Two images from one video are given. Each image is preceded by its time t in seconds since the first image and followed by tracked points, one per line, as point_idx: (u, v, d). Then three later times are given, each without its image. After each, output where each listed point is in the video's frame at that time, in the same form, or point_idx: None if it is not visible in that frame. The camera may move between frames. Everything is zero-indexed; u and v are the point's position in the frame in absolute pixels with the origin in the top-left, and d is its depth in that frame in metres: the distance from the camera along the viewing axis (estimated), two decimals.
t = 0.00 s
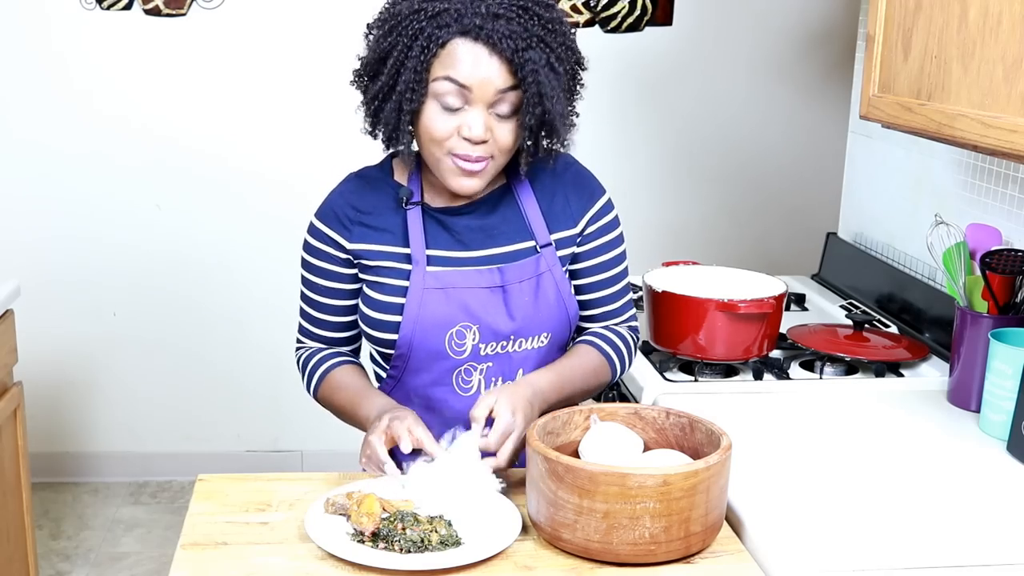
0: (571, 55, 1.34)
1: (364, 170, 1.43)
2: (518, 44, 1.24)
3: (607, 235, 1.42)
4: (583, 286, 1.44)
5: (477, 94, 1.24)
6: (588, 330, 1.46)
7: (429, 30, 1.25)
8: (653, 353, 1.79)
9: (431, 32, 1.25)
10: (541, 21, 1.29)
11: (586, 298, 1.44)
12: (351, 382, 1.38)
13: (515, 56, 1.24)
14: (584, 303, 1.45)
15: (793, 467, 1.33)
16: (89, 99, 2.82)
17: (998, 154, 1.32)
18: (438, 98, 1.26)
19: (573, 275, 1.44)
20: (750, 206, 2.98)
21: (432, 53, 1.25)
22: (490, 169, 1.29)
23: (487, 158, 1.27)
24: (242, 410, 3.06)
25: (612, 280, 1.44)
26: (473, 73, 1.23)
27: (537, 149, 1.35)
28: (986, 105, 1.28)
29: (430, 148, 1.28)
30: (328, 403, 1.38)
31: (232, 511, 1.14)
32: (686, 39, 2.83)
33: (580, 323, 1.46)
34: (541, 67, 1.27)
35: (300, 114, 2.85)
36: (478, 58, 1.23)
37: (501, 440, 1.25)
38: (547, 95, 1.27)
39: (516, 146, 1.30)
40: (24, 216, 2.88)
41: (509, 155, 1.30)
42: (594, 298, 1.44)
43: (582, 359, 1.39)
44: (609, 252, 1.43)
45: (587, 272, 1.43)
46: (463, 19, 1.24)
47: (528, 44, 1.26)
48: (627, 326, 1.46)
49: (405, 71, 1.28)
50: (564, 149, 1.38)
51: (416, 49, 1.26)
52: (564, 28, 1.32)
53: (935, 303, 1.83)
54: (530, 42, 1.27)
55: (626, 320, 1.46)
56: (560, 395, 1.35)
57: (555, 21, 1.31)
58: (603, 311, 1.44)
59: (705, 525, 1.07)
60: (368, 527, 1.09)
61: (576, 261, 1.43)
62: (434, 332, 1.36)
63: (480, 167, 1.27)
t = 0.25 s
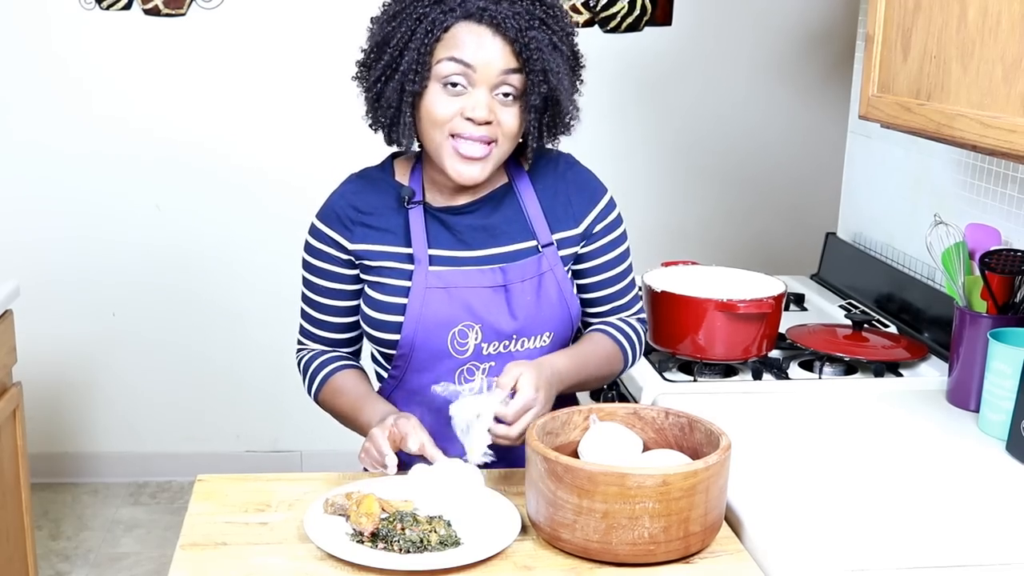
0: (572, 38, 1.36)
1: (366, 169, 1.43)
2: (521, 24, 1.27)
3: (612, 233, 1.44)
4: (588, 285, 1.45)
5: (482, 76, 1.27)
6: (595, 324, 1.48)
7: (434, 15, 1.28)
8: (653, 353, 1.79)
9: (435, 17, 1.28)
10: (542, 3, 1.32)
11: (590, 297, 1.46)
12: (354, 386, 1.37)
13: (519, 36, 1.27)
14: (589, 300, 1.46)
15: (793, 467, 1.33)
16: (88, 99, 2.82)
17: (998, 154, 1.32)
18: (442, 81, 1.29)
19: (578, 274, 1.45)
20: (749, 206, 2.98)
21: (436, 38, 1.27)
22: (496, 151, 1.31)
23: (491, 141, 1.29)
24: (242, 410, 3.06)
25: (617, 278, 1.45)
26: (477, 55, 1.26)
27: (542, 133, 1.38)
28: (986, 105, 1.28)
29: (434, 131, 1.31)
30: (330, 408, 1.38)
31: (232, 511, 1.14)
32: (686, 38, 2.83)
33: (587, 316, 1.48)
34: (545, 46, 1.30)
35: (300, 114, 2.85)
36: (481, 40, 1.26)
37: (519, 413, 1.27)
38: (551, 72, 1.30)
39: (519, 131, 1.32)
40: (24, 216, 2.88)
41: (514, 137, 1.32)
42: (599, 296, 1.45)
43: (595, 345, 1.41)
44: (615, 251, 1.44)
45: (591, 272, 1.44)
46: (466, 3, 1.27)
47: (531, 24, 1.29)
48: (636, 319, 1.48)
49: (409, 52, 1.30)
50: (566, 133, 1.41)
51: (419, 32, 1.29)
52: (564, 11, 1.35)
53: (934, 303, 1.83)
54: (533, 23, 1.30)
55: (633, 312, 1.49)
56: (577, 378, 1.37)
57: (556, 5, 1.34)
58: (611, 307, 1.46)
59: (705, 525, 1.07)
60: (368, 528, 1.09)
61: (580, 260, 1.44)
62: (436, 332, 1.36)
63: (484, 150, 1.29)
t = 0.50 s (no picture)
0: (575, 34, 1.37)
1: (369, 169, 1.43)
2: (524, 19, 1.27)
3: (615, 232, 1.44)
4: (592, 284, 1.45)
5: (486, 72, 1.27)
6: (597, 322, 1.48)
7: (437, 12, 1.28)
8: (653, 353, 1.78)
9: (439, 15, 1.28)
10: None
11: (594, 294, 1.46)
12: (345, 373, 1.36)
13: (523, 32, 1.27)
14: (591, 297, 1.46)
15: (793, 467, 1.33)
16: (88, 99, 2.82)
17: (998, 154, 1.32)
18: (446, 78, 1.29)
19: (582, 273, 1.45)
20: (749, 205, 2.98)
21: (439, 35, 1.28)
22: (501, 146, 1.31)
23: (495, 137, 1.30)
24: (242, 411, 3.06)
25: (618, 277, 1.45)
26: (481, 51, 1.27)
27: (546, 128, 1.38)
28: (985, 104, 1.28)
29: (438, 128, 1.31)
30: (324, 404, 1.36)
31: (232, 512, 1.14)
32: (686, 38, 2.83)
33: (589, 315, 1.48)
34: (548, 41, 1.30)
35: (299, 114, 2.85)
36: (484, 37, 1.27)
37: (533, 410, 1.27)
38: (554, 66, 1.30)
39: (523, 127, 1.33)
40: (24, 216, 2.88)
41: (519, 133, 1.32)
42: (602, 295, 1.46)
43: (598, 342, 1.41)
44: (618, 249, 1.44)
45: (593, 270, 1.44)
46: None
47: (534, 19, 1.29)
48: (638, 317, 1.49)
49: (413, 49, 1.30)
50: (571, 127, 1.40)
51: (423, 29, 1.29)
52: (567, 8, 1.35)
53: (934, 302, 1.83)
54: (536, 18, 1.30)
55: (635, 310, 1.49)
56: (590, 375, 1.37)
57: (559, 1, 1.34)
58: (613, 306, 1.46)
59: (705, 525, 1.07)
60: (368, 528, 1.09)
61: (584, 259, 1.44)
62: (442, 328, 1.36)
63: (488, 146, 1.30)
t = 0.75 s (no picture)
0: (573, 34, 1.36)
1: (372, 166, 1.43)
2: (520, 18, 1.27)
3: (615, 233, 1.44)
4: (593, 284, 1.45)
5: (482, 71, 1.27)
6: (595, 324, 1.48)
7: (435, 12, 1.28)
8: (653, 353, 1.78)
9: (437, 14, 1.28)
10: None
11: (595, 294, 1.46)
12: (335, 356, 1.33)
13: (519, 31, 1.27)
14: (591, 297, 1.46)
15: (793, 467, 1.33)
16: (88, 99, 2.81)
17: (997, 153, 1.32)
18: (444, 76, 1.29)
19: (582, 274, 1.45)
20: (749, 205, 2.98)
21: (437, 35, 1.28)
22: (498, 145, 1.31)
23: (493, 135, 1.30)
24: (242, 410, 3.06)
25: (618, 277, 1.46)
26: (478, 51, 1.27)
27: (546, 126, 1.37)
28: (985, 104, 1.28)
29: (437, 126, 1.31)
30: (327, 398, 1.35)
31: (232, 511, 1.14)
32: (685, 38, 2.83)
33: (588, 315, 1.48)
34: (545, 40, 1.29)
35: (299, 114, 2.85)
36: (483, 36, 1.27)
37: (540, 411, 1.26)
38: (552, 65, 1.29)
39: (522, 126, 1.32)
40: (24, 216, 2.88)
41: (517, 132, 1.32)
42: (602, 295, 1.46)
43: (598, 344, 1.42)
44: (618, 251, 1.45)
45: (594, 271, 1.44)
46: None
47: (530, 18, 1.29)
48: (635, 317, 1.49)
49: (411, 49, 1.30)
50: (569, 127, 1.40)
51: (421, 29, 1.29)
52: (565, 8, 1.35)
53: (934, 302, 1.83)
54: (533, 17, 1.30)
55: (632, 311, 1.49)
56: (592, 377, 1.38)
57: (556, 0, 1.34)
58: (613, 306, 1.47)
59: (705, 525, 1.07)
60: (368, 527, 1.08)
61: (584, 260, 1.44)
62: (442, 323, 1.35)
63: (486, 143, 1.29)
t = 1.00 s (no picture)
0: (574, 43, 1.36)
1: (372, 167, 1.43)
2: (519, 27, 1.27)
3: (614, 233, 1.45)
4: (593, 285, 1.45)
5: (480, 77, 1.27)
6: (593, 325, 1.48)
7: (435, 15, 1.29)
8: (653, 353, 1.78)
9: (437, 18, 1.29)
10: (543, 7, 1.32)
11: (594, 295, 1.46)
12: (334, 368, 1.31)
13: (517, 39, 1.27)
14: (590, 298, 1.46)
15: (793, 467, 1.33)
16: (88, 99, 2.81)
17: (997, 154, 1.32)
18: (441, 81, 1.28)
19: (581, 275, 1.45)
20: (749, 205, 2.98)
21: (437, 38, 1.28)
22: (494, 152, 1.30)
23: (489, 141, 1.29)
24: (242, 410, 3.06)
25: (617, 278, 1.46)
26: (476, 56, 1.26)
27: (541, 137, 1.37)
28: (985, 104, 1.28)
29: (433, 130, 1.30)
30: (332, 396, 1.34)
31: (232, 511, 1.14)
32: (685, 38, 2.83)
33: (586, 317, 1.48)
34: (543, 50, 1.29)
35: (299, 114, 2.85)
36: (482, 42, 1.26)
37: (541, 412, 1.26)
38: (548, 75, 1.29)
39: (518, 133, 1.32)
40: (23, 216, 2.88)
41: (513, 140, 1.31)
42: (600, 296, 1.46)
43: (596, 344, 1.43)
44: (617, 252, 1.45)
45: (595, 271, 1.44)
46: (467, 5, 1.28)
47: (529, 27, 1.29)
48: (631, 318, 1.50)
49: (410, 53, 1.31)
50: (564, 135, 1.40)
51: (421, 33, 1.30)
52: (566, 16, 1.35)
53: (934, 303, 1.83)
54: (532, 26, 1.29)
55: (629, 313, 1.49)
56: (591, 377, 1.38)
57: (557, 9, 1.33)
58: (611, 307, 1.47)
59: (705, 525, 1.07)
60: (368, 528, 1.08)
61: (583, 261, 1.44)
62: (444, 322, 1.35)
63: (482, 149, 1.29)
